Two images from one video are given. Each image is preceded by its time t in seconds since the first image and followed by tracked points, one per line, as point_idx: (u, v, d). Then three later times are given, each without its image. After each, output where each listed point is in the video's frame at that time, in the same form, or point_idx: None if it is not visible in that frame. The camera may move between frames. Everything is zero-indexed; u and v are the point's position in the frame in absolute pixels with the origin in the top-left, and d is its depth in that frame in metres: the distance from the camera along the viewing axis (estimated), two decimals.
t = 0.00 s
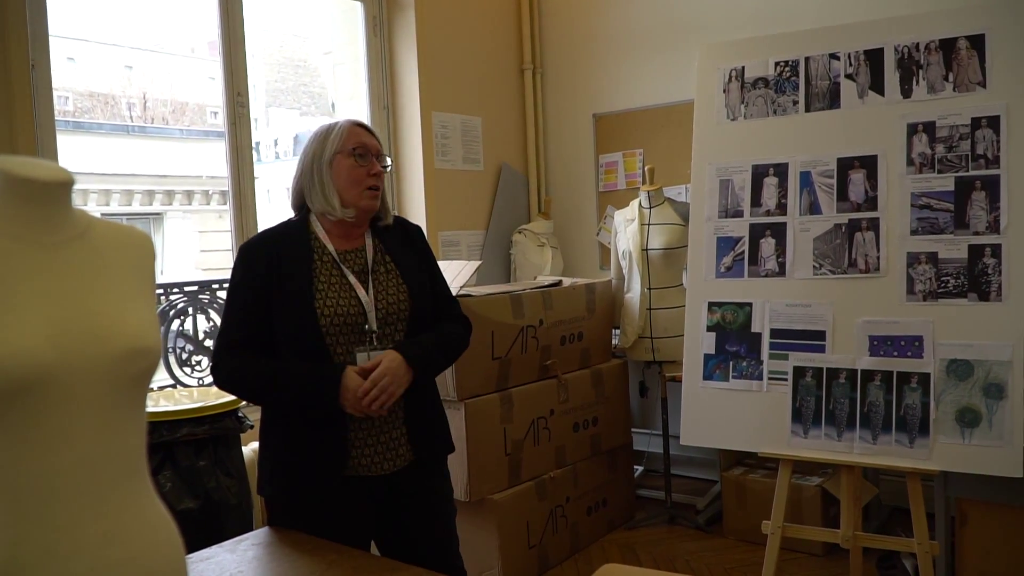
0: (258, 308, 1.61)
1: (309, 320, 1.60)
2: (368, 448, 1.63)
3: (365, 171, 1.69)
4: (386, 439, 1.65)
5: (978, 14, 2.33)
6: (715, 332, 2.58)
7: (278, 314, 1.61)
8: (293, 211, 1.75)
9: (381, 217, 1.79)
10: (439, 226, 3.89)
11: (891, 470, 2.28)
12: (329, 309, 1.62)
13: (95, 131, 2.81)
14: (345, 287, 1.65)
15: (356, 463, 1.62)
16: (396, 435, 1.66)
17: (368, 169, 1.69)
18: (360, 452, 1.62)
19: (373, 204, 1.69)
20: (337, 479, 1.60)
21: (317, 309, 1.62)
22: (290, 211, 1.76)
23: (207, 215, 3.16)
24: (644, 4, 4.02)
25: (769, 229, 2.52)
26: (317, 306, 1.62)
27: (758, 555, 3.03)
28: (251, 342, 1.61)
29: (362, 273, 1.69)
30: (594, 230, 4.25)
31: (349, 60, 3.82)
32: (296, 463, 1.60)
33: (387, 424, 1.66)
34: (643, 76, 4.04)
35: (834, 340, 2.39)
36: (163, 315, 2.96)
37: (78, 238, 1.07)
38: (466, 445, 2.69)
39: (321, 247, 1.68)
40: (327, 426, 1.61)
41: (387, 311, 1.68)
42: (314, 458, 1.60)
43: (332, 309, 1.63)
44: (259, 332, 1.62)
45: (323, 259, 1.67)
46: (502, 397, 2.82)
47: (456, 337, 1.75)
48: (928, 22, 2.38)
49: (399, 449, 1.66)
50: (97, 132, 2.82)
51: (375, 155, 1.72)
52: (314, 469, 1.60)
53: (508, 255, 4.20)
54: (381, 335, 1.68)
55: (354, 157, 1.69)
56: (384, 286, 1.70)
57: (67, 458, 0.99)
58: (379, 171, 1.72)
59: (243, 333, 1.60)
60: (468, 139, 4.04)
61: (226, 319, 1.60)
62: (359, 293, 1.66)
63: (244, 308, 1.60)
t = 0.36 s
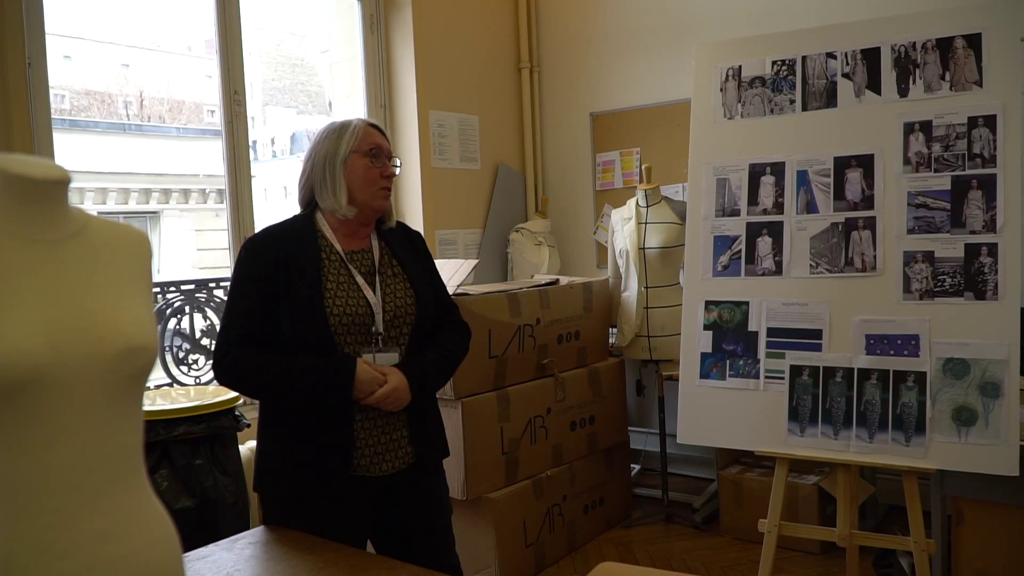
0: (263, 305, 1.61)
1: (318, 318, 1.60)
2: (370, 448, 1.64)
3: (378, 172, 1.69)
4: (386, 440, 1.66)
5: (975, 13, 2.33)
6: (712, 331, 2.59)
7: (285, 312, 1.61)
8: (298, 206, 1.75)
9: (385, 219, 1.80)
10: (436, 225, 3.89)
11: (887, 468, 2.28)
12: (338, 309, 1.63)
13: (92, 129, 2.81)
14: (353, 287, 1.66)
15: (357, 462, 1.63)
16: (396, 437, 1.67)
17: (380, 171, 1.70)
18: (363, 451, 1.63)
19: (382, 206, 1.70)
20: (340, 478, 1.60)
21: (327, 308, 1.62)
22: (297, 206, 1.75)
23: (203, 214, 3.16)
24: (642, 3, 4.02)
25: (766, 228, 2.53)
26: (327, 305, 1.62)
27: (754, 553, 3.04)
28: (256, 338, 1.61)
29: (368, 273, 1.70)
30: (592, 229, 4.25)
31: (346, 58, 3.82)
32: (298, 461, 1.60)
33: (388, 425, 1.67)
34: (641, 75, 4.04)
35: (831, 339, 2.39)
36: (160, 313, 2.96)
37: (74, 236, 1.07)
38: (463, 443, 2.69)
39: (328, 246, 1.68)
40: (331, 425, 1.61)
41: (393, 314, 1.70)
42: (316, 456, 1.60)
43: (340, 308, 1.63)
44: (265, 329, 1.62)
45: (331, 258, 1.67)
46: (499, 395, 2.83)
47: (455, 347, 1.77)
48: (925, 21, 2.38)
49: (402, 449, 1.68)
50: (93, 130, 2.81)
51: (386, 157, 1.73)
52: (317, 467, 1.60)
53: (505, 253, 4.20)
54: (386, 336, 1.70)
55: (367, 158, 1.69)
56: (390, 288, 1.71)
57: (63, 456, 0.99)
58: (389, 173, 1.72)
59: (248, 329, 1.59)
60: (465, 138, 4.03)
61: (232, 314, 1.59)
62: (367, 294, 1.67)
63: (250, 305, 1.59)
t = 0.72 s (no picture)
0: (276, 305, 1.60)
1: (336, 319, 1.60)
2: (386, 448, 1.64)
3: (388, 171, 1.70)
4: (403, 439, 1.66)
5: (970, 11, 2.33)
6: (709, 330, 2.59)
7: (299, 313, 1.60)
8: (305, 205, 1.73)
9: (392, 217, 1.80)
10: (433, 224, 3.89)
11: (885, 466, 2.28)
12: (356, 309, 1.63)
13: (88, 129, 2.81)
14: (368, 287, 1.66)
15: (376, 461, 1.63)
16: (411, 436, 1.68)
17: (389, 170, 1.70)
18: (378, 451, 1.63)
19: (392, 205, 1.71)
20: (353, 478, 1.60)
21: (344, 309, 1.62)
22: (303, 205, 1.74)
23: (201, 213, 3.15)
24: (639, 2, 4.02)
25: (763, 227, 2.53)
26: (345, 306, 1.62)
27: (752, 552, 3.04)
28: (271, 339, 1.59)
29: (381, 273, 1.71)
30: (589, 228, 4.25)
31: (344, 58, 3.82)
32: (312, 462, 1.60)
33: (404, 424, 1.67)
34: (638, 74, 4.04)
35: (828, 338, 2.40)
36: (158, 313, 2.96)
37: (71, 237, 1.07)
38: (462, 442, 2.69)
39: (340, 247, 1.68)
40: (345, 425, 1.61)
41: (407, 313, 1.71)
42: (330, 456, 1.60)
43: (357, 310, 1.63)
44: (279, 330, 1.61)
45: (345, 258, 1.67)
46: (497, 394, 2.83)
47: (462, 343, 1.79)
48: (921, 19, 2.38)
49: (416, 448, 1.68)
50: (90, 130, 2.81)
51: (395, 156, 1.73)
52: (332, 467, 1.60)
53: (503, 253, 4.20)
54: (401, 335, 1.71)
55: (377, 157, 1.69)
56: (402, 288, 1.72)
57: (59, 456, 0.98)
58: (398, 171, 1.73)
59: (263, 330, 1.58)
60: (462, 137, 4.03)
61: (246, 317, 1.58)
62: (382, 293, 1.68)
63: (265, 306, 1.58)
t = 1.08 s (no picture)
0: (294, 300, 1.59)
1: (354, 315, 1.60)
2: (404, 444, 1.64)
3: (381, 166, 1.69)
4: (419, 435, 1.66)
5: (968, 11, 2.33)
6: (707, 330, 2.59)
7: (317, 309, 1.59)
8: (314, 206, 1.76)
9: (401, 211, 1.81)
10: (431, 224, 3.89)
11: (882, 466, 2.29)
12: (373, 305, 1.63)
13: (86, 129, 2.81)
14: (383, 283, 1.67)
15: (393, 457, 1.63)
16: (427, 432, 1.68)
17: (383, 164, 1.69)
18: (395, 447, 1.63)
19: (390, 199, 1.70)
20: (370, 475, 1.59)
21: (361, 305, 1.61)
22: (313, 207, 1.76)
23: (199, 213, 3.14)
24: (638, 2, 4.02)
25: (761, 227, 2.53)
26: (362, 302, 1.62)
27: (750, 551, 3.04)
28: (289, 334, 1.59)
29: (394, 270, 1.71)
30: (587, 228, 4.25)
31: (342, 58, 3.82)
32: (329, 458, 1.59)
33: (420, 421, 1.67)
34: (636, 74, 4.04)
35: (826, 337, 2.40)
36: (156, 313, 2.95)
37: (68, 236, 1.07)
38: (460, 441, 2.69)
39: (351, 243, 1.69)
40: (363, 421, 1.60)
41: (422, 309, 1.71)
42: (347, 454, 1.59)
43: (375, 305, 1.63)
44: (297, 325, 1.60)
45: (358, 255, 1.67)
46: (496, 394, 2.83)
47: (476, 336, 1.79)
48: (919, 19, 2.39)
49: (432, 444, 1.69)
50: (88, 129, 2.81)
51: (390, 148, 1.72)
52: (350, 464, 1.59)
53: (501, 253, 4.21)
54: (416, 332, 1.71)
55: (369, 153, 1.69)
56: (416, 285, 1.73)
57: (57, 456, 0.98)
58: (395, 164, 1.72)
59: (281, 327, 1.57)
60: (461, 137, 4.03)
61: (264, 313, 1.57)
62: (397, 290, 1.68)
63: (283, 302, 1.58)
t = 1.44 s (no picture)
0: (302, 295, 1.60)
1: (355, 313, 1.60)
2: (407, 442, 1.63)
3: (382, 164, 1.68)
4: (423, 434, 1.65)
5: (966, 12, 2.34)
6: (706, 330, 2.59)
7: (323, 309, 1.60)
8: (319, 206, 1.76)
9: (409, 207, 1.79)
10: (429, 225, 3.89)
11: (880, 466, 2.29)
12: (374, 304, 1.63)
13: (84, 128, 2.81)
14: (386, 281, 1.66)
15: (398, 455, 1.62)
16: (433, 430, 1.67)
17: (384, 162, 1.68)
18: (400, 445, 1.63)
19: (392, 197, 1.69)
20: (372, 473, 1.59)
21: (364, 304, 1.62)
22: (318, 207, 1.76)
23: (197, 213, 3.14)
24: (636, 3, 4.02)
25: (760, 227, 2.53)
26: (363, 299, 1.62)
27: (748, 552, 3.04)
28: (299, 329, 1.59)
29: (399, 268, 1.71)
30: (586, 229, 4.25)
31: (341, 58, 3.82)
32: (332, 455, 1.59)
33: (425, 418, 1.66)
34: (635, 75, 4.05)
35: (824, 338, 2.40)
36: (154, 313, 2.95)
37: (67, 237, 1.07)
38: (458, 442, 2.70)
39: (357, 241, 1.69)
40: (368, 418, 1.60)
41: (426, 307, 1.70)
42: (352, 454, 1.58)
43: (374, 301, 1.63)
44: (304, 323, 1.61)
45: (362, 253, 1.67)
46: (494, 394, 2.83)
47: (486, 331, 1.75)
48: (918, 20, 2.39)
49: (437, 443, 1.68)
50: (86, 129, 2.81)
51: (391, 146, 1.70)
52: (353, 460, 1.58)
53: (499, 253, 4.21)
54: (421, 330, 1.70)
55: (368, 151, 1.68)
56: (421, 283, 1.72)
57: (54, 457, 0.98)
58: (396, 162, 1.70)
59: (287, 325, 1.58)
60: (459, 137, 4.03)
61: (273, 312, 1.59)
62: (399, 287, 1.68)
63: (289, 300, 1.58)
